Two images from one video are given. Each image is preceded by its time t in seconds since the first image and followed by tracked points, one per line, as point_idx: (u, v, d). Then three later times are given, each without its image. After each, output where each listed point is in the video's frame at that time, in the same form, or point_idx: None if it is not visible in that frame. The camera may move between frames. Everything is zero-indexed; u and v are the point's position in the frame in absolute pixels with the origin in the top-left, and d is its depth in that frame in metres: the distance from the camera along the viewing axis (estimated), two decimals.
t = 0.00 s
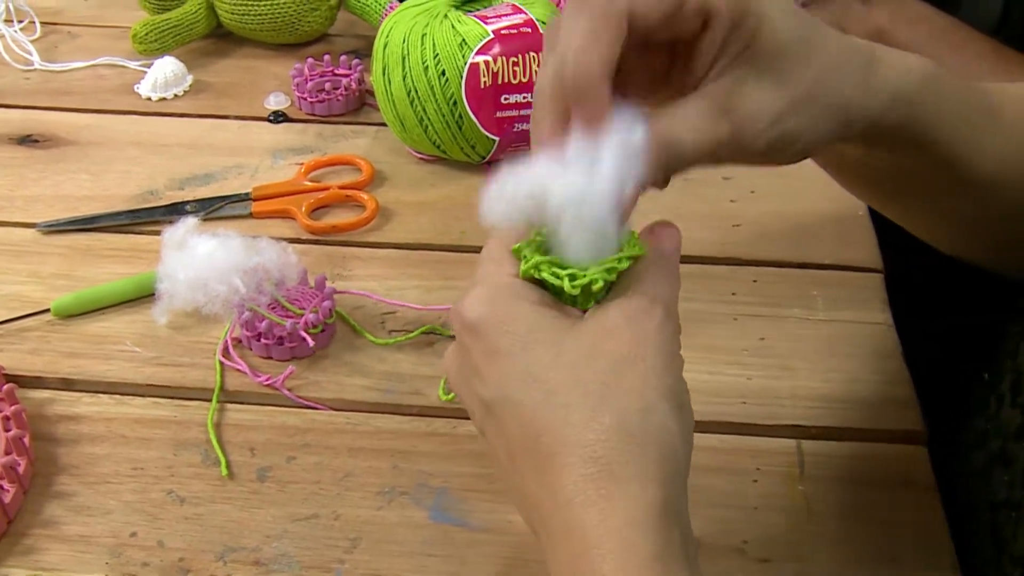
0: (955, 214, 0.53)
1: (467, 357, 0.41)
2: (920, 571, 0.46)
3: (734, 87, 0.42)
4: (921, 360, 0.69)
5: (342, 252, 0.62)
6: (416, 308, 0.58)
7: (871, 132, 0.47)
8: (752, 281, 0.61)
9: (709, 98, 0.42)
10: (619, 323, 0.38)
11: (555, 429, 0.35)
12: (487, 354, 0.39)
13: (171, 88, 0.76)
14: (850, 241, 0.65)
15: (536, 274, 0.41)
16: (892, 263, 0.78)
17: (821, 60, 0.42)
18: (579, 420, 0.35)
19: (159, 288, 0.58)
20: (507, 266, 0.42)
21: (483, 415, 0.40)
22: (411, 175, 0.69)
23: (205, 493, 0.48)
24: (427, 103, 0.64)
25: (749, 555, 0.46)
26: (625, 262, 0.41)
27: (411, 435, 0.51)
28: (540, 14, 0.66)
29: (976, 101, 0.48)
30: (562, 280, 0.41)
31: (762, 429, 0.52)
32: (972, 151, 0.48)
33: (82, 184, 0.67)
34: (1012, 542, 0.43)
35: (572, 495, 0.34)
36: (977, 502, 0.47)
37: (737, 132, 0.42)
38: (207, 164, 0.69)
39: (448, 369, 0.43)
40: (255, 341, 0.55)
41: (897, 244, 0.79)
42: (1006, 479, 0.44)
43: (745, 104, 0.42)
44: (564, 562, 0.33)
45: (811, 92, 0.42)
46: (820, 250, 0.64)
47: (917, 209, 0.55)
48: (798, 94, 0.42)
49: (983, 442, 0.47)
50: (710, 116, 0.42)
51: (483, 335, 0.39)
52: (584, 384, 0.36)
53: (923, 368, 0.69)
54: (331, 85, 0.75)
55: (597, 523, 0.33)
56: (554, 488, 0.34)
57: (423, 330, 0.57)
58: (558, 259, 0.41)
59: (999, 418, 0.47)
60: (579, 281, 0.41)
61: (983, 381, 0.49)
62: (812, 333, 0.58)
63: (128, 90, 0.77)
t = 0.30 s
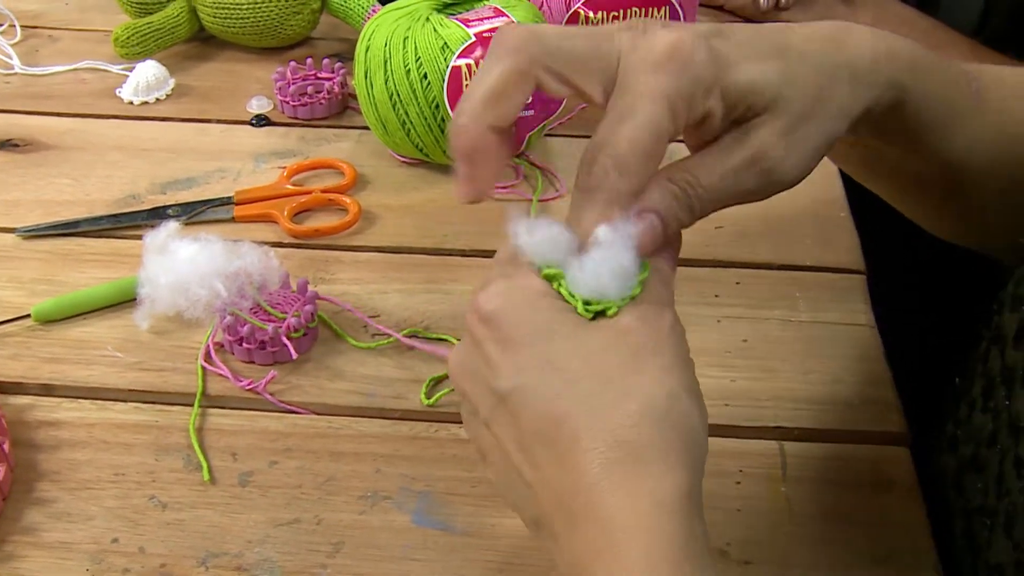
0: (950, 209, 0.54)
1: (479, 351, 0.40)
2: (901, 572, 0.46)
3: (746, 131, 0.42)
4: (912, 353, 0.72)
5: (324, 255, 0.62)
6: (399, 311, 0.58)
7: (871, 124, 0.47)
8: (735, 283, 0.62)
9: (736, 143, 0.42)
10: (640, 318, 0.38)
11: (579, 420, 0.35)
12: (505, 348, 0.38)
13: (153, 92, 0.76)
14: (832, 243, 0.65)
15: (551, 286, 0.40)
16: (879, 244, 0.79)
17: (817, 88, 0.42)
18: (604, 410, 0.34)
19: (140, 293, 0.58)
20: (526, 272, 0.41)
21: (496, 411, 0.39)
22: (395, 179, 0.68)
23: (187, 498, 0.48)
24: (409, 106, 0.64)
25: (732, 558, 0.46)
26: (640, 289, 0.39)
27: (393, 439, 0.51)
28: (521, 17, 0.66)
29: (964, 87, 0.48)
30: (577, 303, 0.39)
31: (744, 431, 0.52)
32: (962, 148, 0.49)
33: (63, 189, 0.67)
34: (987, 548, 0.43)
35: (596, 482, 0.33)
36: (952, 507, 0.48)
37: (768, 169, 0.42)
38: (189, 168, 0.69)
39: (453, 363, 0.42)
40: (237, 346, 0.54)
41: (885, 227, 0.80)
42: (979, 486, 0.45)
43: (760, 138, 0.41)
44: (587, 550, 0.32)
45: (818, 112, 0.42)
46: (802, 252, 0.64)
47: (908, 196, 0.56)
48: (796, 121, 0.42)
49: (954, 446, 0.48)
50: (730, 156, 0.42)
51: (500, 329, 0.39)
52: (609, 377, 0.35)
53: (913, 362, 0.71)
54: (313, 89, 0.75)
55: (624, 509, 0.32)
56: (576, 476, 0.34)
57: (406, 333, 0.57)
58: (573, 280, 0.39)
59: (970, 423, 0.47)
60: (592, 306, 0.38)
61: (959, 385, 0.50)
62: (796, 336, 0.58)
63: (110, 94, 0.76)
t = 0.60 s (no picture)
0: (927, 226, 0.53)
1: (479, 360, 0.40)
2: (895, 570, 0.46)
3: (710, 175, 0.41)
4: (898, 357, 0.73)
5: (319, 257, 0.62)
6: (395, 312, 0.58)
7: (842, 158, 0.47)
8: (730, 285, 0.62)
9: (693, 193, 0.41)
10: (640, 333, 0.38)
11: (582, 431, 0.35)
12: (506, 355, 0.39)
13: (147, 93, 0.76)
14: (825, 245, 0.65)
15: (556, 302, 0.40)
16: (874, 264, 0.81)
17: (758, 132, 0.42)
18: (610, 424, 0.35)
19: (135, 294, 0.57)
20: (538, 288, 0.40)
21: (493, 420, 0.39)
22: (389, 180, 0.69)
23: (183, 499, 0.48)
24: (404, 107, 0.64)
25: (727, 559, 0.47)
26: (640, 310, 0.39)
27: (389, 440, 0.51)
28: (515, 20, 0.67)
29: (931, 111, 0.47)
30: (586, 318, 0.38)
31: (738, 432, 0.52)
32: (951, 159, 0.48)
33: (57, 189, 0.67)
34: (978, 546, 0.44)
35: (597, 492, 0.34)
36: (945, 509, 0.48)
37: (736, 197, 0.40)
38: (184, 169, 0.69)
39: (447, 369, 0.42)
40: (232, 346, 0.55)
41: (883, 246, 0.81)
42: (971, 486, 0.45)
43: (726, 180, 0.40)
44: (587, 559, 0.33)
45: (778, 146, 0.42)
46: (794, 254, 0.65)
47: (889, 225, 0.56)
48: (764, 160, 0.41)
49: (945, 444, 0.49)
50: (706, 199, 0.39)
51: (502, 335, 0.39)
52: (615, 387, 0.36)
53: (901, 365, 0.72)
54: (308, 90, 0.75)
55: (626, 519, 0.33)
56: (578, 486, 0.34)
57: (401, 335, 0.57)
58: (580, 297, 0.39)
59: (962, 423, 0.47)
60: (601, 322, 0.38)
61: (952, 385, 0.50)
62: (790, 338, 0.58)
63: (103, 95, 0.76)
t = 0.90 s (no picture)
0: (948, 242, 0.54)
1: (461, 355, 0.40)
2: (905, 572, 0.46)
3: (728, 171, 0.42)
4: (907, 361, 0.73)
5: (329, 255, 0.62)
6: (405, 311, 0.58)
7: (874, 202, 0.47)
8: (740, 285, 0.62)
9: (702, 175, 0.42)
10: (630, 317, 0.38)
11: (569, 422, 0.35)
12: (489, 349, 0.38)
13: (157, 90, 0.76)
14: (836, 246, 0.65)
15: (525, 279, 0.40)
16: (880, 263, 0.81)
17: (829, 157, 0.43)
18: (597, 411, 0.35)
19: (146, 292, 0.58)
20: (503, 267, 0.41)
21: (478, 417, 0.39)
22: (399, 179, 0.69)
23: (193, 496, 0.48)
24: (414, 106, 0.64)
25: (736, 560, 0.46)
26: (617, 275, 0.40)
27: (400, 439, 0.51)
28: (527, 18, 0.66)
29: (977, 138, 0.48)
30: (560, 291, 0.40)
31: (749, 433, 0.52)
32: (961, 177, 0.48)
33: (67, 187, 0.67)
34: (986, 553, 0.44)
35: (590, 485, 0.33)
36: (952, 512, 0.48)
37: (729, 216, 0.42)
38: (194, 167, 0.69)
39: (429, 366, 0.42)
40: (242, 344, 0.55)
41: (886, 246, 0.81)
42: (979, 492, 0.45)
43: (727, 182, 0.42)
44: (581, 551, 0.33)
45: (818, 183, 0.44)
46: (806, 255, 0.64)
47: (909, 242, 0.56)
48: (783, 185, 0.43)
49: (952, 450, 0.48)
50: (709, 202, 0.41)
51: (481, 326, 0.39)
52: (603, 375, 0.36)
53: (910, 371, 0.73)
54: (318, 88, 0.75)
55: (621, 511, 0.32)
56: (570, 478, 0.34)
57: (411, 333, 0.57)
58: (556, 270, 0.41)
59: (966, 428, 0.47)
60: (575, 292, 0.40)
61: (954, 388, 0.51)
62: (800, 339, 0.58)
63: (114, 92, 0.76)
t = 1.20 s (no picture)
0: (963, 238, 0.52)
1: (478, 355, 0.39)
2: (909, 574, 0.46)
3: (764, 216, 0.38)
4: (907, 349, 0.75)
5: (330, 258, 0.62)
6: (406, 314, 0.58)
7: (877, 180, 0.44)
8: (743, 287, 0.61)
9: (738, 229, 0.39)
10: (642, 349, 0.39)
11: (589, 439, 0.35)
12: (510, 354, 0.38)
13: (157, 94, 0.76)
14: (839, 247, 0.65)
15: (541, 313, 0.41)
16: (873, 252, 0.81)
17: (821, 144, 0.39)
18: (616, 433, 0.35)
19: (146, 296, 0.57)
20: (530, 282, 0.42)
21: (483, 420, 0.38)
22: (400, 181, 0.68)
23: (194, 502, 0.48)
24: (415, 108, 0.64)
25: (741, 563, 0.46)
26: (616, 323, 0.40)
27: (402, 443, 0.51)
28: (527, 20, 0.66)
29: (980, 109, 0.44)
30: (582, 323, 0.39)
31: (753, 435, 0.52)
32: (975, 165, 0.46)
33: (67, 191, 0.66)
34: (986, 553, 0.46)
35: (600, 504, 0.34)
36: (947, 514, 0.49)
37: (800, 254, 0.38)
38: (194, 170, 0.69)
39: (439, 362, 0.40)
40: (243, 349, 0.54)
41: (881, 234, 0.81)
42: (979, 492, 0.48)
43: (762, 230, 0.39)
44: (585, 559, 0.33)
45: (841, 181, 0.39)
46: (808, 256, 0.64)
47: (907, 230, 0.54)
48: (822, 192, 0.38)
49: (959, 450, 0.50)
50: (756, 244, 0.38)
51: (505, 332, 0.38)
52: (625, 400, 0.36)
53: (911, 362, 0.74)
54: (319, 91, 0.75)
55: (632, 530, 0.33)
56: (582, 493, 0.34)
57: (413, 336, 0.57)
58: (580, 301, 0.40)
59: (970, 428, 0.50)
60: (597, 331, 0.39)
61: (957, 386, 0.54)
62: (803, 341, 0.58)
63: (114, 96, 0.76)
